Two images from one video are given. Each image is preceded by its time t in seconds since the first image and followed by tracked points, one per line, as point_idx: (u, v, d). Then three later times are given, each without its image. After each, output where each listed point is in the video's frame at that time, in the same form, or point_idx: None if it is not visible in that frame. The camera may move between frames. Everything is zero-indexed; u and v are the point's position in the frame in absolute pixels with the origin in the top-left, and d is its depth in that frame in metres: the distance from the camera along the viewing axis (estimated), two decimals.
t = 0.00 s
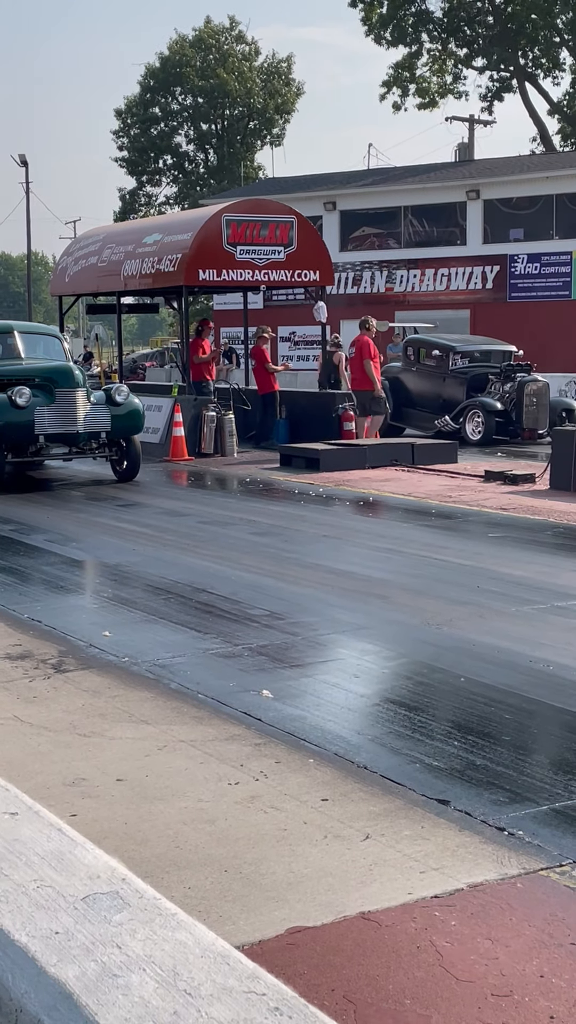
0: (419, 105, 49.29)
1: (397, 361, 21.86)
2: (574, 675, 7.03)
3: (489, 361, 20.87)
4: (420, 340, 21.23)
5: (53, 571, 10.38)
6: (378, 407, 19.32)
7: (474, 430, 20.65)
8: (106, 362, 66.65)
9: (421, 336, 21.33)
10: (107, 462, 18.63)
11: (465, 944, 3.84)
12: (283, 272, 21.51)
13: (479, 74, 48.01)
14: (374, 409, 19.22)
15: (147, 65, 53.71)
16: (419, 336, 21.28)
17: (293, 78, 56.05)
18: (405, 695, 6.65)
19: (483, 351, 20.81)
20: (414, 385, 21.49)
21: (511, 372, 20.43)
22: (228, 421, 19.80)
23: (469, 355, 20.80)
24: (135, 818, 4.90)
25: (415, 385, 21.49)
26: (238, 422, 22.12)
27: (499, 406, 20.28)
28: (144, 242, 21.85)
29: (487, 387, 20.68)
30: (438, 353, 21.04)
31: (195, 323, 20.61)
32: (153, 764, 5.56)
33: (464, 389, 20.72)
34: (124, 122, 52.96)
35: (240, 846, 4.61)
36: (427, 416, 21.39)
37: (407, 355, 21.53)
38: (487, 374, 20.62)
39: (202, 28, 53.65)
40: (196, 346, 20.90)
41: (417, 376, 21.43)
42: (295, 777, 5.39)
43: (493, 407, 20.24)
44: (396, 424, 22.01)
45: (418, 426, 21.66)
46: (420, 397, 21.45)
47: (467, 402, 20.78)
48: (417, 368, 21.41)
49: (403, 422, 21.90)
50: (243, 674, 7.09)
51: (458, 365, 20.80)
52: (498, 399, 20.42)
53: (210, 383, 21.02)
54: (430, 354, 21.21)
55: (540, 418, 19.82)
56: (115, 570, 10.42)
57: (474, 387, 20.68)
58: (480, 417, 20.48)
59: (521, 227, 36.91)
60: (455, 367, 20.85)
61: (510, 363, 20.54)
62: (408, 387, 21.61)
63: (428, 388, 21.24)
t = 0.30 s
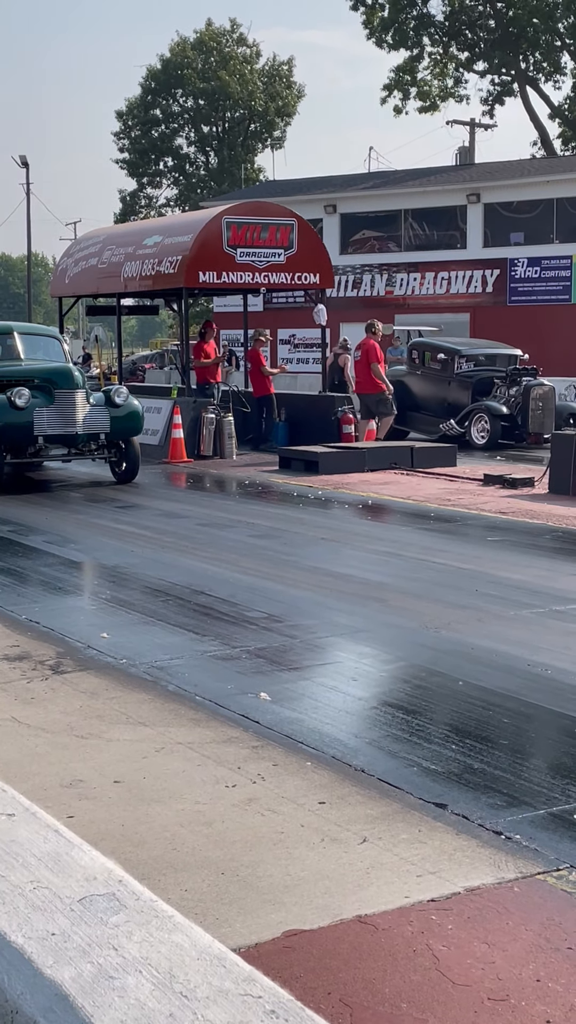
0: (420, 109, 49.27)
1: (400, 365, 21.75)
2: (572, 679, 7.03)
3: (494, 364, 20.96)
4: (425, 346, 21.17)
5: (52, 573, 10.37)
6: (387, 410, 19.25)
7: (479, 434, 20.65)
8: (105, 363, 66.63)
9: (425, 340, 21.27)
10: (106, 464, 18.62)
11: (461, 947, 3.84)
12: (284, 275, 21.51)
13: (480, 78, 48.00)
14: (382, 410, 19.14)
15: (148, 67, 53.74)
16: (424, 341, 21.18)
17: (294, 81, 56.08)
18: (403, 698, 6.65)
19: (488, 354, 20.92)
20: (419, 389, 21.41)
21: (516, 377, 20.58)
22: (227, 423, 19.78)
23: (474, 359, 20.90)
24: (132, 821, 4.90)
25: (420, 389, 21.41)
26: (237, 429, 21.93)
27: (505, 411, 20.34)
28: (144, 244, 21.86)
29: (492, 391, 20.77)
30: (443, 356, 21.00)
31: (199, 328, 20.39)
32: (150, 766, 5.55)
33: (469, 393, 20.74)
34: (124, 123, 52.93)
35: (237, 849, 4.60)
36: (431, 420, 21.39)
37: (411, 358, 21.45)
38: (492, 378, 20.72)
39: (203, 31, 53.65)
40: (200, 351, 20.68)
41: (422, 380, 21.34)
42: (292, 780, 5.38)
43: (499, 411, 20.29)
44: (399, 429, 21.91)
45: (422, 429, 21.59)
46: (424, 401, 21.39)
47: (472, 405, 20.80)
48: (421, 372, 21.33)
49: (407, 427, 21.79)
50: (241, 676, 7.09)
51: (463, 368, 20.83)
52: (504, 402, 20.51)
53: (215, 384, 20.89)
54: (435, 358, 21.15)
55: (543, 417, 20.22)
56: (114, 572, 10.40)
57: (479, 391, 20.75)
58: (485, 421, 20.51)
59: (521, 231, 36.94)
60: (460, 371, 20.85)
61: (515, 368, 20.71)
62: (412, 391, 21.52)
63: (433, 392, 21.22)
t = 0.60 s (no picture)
0: (421, 112, 49.27)
1: (405, 368, 21.83)
2: (571, 684, 7.02)
3: (499, 368, 20.87)
4: (430, 347, 21.30)
5: (50, 574, 10.36)
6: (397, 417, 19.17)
7: (485, 438, 20.61)
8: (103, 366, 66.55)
9: (429, 344, 21.42)
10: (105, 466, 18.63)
11: (460, 952, 3.84)
12: (284, 277, 21.51)
13: (481, 82, 48.02)
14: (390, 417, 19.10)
15: (150, 69, 53.80)
16: (429, 344, 21.33)
17: (295, 84, 56.11)
18: (402, 702, 6.64)
19: (493, 359, 20.81)
20: (423, 393, 21.43)
21: (522, 380, 20.51)
22: (227, 424, 19.83)
23: (479, 363, 20.80)
24: (130, 823, 4.90)
25: (424, 392, 21.44)
26: (237, 428, 21.92)
27: (510, 415, 20.33)
28: (144, 246, 21.88)
29: (497, 395, 20.74)
30: (447, 360, 21.02)
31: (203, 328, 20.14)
32: (148, 768, 5.55)
33: (474, 398, 20.73)
34: (125, 125, 52.97)
35: (235, 851, 4.60)
36: (436, 424, 21.34)
37: (416, 361, 21.61)
38: (497, 382, 20.66)
39: (204, 33, 53.68)
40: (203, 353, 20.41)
41: (427, 383, 21.41)
42: (291, 784, 5.38)
43: (505, 415, 20.28)
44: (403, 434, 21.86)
45: (427, 433, 21.51)
46: (429, 405, 21.39)
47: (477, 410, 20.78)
48: (426, 376, 21.37)
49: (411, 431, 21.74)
50: (240, 679, 7.09)
51: (468, 373, 20.82)
52: (509, 407, 20.52)
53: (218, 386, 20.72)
54: (440, 360, 21.20)
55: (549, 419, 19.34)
56: (112, 574, 10.40)
57: (484, 395, 20.73)
58: (490, 425, 20.49)
59: (522, 235, 36.93)
60: (465, 375, 20.84)
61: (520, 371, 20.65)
62: (416, 393, 21.54)
63: (437, 395, 21.23)
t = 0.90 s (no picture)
0: (420, 117, 49.31)
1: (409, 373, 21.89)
2: (568, 689, 7.03)
3: (501, 373, 20.90)
4: (432, 352, 21.31)
5: (48, 577, 10.35)
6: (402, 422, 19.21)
7: (487, 443, 20.59)
8: (101, 368, 66.53)
9: (431, 348, 21.41)
10: (104, 468, 18.61)
11: (457, 956, 3.84)
12: (283, 281, 21.52)
13: (481, 87, 48.06)
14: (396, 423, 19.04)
15: (150, 72, 53.80)
16: (431, 347, 21.34)
17: (295, 88, 56.10)
18: (400, 706, 6.64)
19: (495, 364, 20.83)
20: (425, 397, 21.48)
21: (524, 386, 20.48)
22: (225, 428, 19.80)
23: (481, 368, 20.82)
24: (127, 827, 4.89)
25: (427, 397, 21.45)
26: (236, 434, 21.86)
27: (512, 420, 20.28)
28: (144, 249, 21.89)
29: (500, 400, 20.71)
30: (450, 364, 21.02)
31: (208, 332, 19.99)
32: (145, 772, 5.54)
33: (476, 402, 20.66)
34: (125, 129, 53.01)
35: (232, 855, 4.60)
36: (438, 428, 21.35)
37: (418, 366, 21.64)
38: (500, 387, 20.64)
39: (204, 37, 53.73)
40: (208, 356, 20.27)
41: (429, 388, 21.39)
42: (288, 787, 5.38)
43: (507, 421, 20.25)
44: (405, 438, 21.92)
45: (429, 437, 21.54)
46: (431, 409, 21.41)
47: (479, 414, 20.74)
48: (428, 380, 21.42)
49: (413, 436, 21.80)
50: (238, 682, 7.08)
51: (471, 377, 20.78)
52: (512, 412, 20.43)
53: (220, 390, 20.58)
54: (442, 365, 21.21)
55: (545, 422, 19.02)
56: (110, 577, 10.39)
57: (486, 400, 20.69)
58: (492, 431, 20.47)
59: (521, 240, 36.96)
60: (467, 380, 20.83)
61: (523, 376, 20.62)
62: (419, 398, 21.57)
63: (440, 400, 21.21)
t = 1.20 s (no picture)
0: (419, 123, 49.42)
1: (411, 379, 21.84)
2: (567, 695, 7.03)
3: (503, 379, 20.87)
4: (434, 358, 21.25)
5: (46, 581, 10.37)
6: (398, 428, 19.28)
7: (489, 449, 20.57)
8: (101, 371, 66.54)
9: (433, 354, 21.34)
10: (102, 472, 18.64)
11: (455, 961, 3.85)
12: (281, 286, 21.52)
13: (479, 93, 48.13)
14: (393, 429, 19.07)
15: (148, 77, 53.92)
16: (433, 353, 21.29)
17: (294, 94, 56.17)
18: (397, 711, 6.65)
19: (497, 370, 20.81)
20: (427, 403, 21.45)
21: (526, 392, 20.50)
22: (223, 432, 19.78)
23: (483, 374, 20.80)
24: (125, 829, 4.91)
25: (428, 403, 21.44)
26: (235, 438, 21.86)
27: (514, 426, 20.18)
28: (142, 254, 21.91)
29: (502, 405, 20.69)
30: (452, 370, 20.99)
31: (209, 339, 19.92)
32: (144, 775, 5.56)
33: (478, 408, 20.68)
34: (124, 133, 53.12)
35: (231, 859, 4.61)
36: (440, 435, 21.32)
37: (420, 372, 21.55)
38: (502, 393, 20.63)
39: (203, 42, 53.82)
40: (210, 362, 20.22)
41: (431, 394, 21.38)
42: (286, 791, 5.39)
43: (509, 427, 20.15)
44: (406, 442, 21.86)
45: (430, 443, 21.50)
46: (433, 415, 21.38)
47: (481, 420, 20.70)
48: (430, 386, 21.40)
49: (414, 441, 21.75)
50: (236, 687, 7.09)
51: (473, 383, 20.81)
52: (514, 418, 20.38)
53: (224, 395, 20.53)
54: (444, 371, 21.19)
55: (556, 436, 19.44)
56: (108, 581, 10.41)
57: (488, 407, 20.70)
58: (494, 437, 20.43)
59: (519, 246, 36.99)
60: (469, 386, 20.81)
61: (525, 383, 20.64)
62: (421, 404, 21.55)
63: (442, 406, 21.20)
